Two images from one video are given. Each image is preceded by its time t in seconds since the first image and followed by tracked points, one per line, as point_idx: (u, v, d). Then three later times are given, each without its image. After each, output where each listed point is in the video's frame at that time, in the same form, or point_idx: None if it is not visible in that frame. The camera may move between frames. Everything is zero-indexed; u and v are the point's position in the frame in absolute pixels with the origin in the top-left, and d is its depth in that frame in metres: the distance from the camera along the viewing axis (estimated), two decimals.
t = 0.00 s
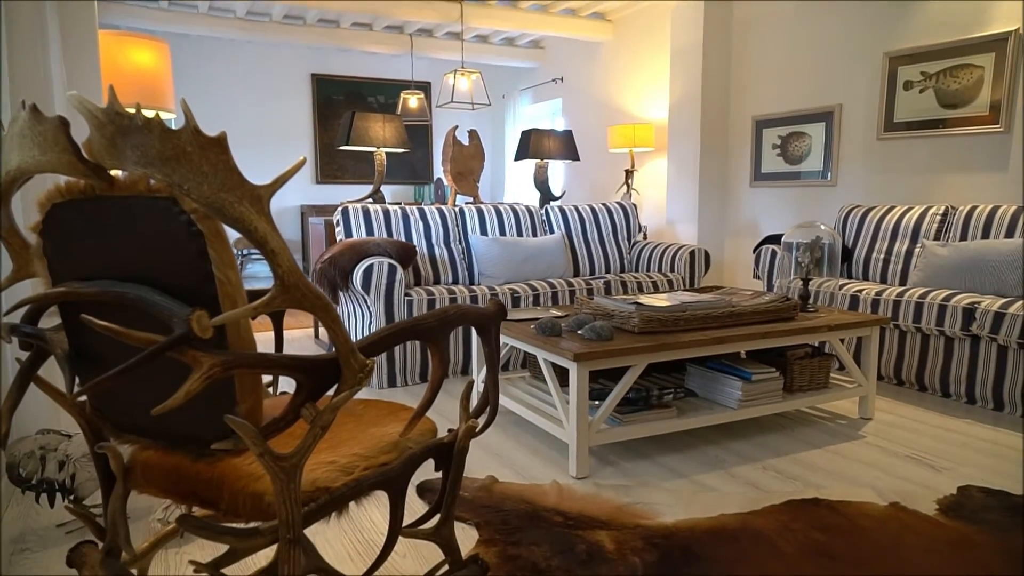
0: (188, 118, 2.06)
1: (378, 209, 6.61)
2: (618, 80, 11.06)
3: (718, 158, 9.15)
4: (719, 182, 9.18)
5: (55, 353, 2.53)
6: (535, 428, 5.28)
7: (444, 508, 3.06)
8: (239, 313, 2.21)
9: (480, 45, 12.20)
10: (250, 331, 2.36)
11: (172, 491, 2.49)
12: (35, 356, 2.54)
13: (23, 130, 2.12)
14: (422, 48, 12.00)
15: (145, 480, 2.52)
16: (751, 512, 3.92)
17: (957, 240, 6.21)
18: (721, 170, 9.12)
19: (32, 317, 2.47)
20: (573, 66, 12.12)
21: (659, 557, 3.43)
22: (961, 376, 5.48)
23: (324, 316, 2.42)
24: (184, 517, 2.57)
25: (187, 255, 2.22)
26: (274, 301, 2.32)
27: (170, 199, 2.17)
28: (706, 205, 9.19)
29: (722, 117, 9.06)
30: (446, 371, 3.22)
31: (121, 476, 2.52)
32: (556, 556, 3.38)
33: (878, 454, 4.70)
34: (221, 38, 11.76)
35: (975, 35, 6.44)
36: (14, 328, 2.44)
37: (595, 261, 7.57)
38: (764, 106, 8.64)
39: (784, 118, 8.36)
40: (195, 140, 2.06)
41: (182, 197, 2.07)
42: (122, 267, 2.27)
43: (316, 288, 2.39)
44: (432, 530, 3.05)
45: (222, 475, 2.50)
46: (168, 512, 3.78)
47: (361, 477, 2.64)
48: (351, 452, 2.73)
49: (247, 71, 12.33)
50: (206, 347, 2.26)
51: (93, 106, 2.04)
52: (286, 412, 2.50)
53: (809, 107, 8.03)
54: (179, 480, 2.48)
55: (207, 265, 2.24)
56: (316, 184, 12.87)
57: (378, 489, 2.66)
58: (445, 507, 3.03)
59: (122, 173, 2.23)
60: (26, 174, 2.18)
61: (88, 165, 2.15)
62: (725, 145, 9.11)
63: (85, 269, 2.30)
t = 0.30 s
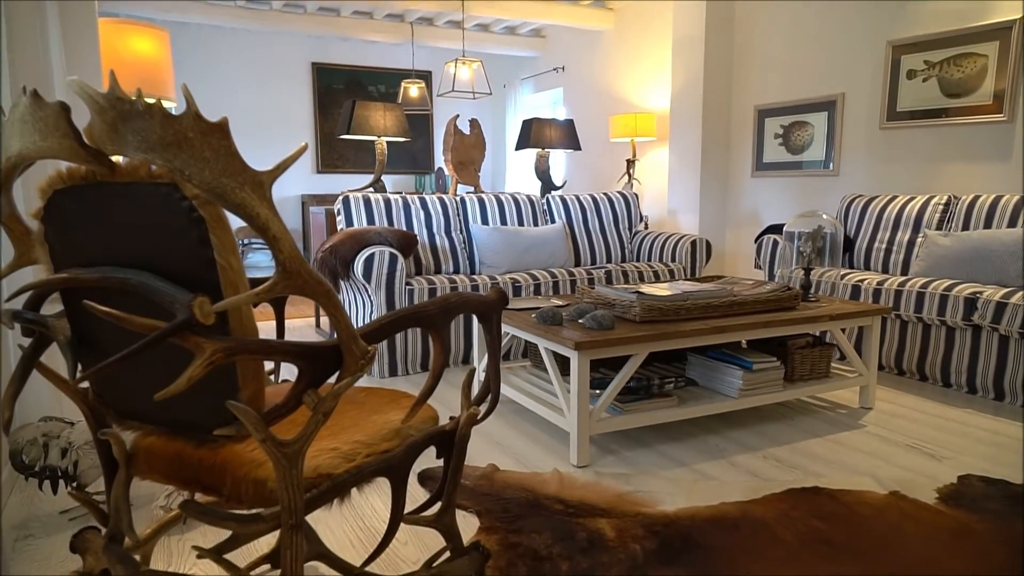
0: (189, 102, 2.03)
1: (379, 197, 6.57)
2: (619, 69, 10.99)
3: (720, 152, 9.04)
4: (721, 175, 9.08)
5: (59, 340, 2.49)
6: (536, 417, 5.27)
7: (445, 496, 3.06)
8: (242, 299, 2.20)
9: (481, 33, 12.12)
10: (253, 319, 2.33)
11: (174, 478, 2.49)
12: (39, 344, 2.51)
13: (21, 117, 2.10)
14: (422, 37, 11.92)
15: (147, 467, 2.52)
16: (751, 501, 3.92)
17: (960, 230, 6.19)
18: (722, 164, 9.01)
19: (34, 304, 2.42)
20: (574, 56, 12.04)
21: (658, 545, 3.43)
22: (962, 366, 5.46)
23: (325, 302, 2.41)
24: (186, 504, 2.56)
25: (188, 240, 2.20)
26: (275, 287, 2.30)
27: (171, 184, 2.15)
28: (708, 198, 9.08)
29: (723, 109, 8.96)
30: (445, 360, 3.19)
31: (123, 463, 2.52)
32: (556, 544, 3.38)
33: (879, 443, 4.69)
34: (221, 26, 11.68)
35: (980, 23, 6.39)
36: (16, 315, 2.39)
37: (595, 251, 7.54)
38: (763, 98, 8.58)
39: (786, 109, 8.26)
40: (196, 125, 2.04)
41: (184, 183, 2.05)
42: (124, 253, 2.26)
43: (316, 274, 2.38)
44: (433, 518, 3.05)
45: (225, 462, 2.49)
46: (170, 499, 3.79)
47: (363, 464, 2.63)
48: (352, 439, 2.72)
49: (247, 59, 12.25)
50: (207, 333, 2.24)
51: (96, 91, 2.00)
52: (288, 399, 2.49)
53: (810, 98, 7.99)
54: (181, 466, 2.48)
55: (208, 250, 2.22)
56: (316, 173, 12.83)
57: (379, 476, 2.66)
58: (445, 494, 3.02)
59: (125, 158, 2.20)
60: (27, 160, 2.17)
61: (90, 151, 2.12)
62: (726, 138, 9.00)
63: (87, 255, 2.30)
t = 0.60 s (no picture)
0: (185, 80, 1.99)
1: (378, 182, 6.52)
2: (619, 53, 10.90)
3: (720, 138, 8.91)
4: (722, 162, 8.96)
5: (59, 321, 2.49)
6: (536, 401, 5.26)
7: (445, 477, 3.05)
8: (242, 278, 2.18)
9: (481, 17, 11.99)
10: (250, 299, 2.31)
11: (175, 459, 2.48)
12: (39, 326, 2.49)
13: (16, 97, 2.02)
14: (422, 21, 11.80)
15: (148, 449, 2.50)
16: (750, 484, 3.92)
17: (960, 215, 6.14)
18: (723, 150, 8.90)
19: (33, 286, 2.41)
20: (574, 40, 11.94)
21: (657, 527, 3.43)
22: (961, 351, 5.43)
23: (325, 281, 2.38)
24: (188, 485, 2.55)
25: (187, 219, 2.17)
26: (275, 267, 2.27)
27: (170, 163, 2.12)
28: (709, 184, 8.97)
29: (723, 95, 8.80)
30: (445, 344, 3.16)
31: (124, 445, 2.49)
32: (554, 526, 3.38)
33: (879, 428, 4.68)
34: (220, 9, 11.55)
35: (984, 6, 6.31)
36: (14, 296, 2.37)
37: (595, 236, 7.50)
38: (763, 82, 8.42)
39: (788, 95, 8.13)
40: (194, 104, 2.00)
41: (183, 162, 2.02)
42: (122, 232, 2.23)
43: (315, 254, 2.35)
44: (434, 499, 3.05)
45: (225, 443, 2.47)
46: (172, 481, 3.80)
47: (363, 446, 2.62)
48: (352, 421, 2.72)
49: (246, 43, 12.13)
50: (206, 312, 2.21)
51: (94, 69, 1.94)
52: (288, 379, 2.47)
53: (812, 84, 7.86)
54: (183, 447, 2.46)
55: (206, 230, 2.20)
56: (316, 158, 12.76)
57: (379, 458, 2.65)
58: (445, 476, 3.02)
59: (124, 138, 2.17)
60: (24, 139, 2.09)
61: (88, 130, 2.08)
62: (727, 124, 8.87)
63: (85, 236, 2.27)
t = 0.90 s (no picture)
0: (186, 60, 1.99)
1: (378, 169, 6.48)
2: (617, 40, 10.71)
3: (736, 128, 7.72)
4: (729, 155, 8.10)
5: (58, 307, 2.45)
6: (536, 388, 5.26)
7: (445, 463, 3.04)
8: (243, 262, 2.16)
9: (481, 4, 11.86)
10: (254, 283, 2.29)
11: (177, 445, 2.47)
12: (37, 313, 2.44)
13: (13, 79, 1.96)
14: (421, 8, 11.67)
15: (149, 433, 2.50)
16: (750, 471, 3.91)
17: (962, 203, 6.11)
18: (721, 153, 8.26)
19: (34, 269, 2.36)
20: (575, 27, 11.81)
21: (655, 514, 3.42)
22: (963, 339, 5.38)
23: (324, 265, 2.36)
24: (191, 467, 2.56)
25: (187, 202, 2.15)
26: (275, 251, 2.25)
27: (169, 147, 2.10)
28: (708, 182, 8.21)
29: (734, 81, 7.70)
30: (443, 331, 3.13)
31: (126, 428, 2.49)
32: (552, 513, 3.37)
33: (879, 416, 4.67)
34: None
35: None
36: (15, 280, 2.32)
37: (596, 224, 7.47)
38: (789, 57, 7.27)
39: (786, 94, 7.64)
40: (193, 87, 1.98)
41: (183, 146, 2.00)
42: (122, 216, 2.21)
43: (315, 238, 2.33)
44: (434, 484, 3.04)
45: (225, 428, 2.46)
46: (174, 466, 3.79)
47: (364, 430, 2.61)
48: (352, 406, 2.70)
49: (244, 29, 12.02)
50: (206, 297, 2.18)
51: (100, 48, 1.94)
52: (288, 363, 2.45)
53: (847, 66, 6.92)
54: (183, 432, 2.45)
55: (206, 213, 2.17)
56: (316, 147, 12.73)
57: (380, 443, 2.65)
58: (445, 462, 3.01)
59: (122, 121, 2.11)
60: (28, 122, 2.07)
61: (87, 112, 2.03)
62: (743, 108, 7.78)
63: (85, 220, 2.24)
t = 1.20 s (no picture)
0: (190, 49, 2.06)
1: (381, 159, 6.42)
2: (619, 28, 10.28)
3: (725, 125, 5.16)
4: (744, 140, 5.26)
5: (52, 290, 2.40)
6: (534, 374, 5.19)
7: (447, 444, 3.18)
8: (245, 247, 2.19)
9: None
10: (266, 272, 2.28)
11: (184, 425, 2.49)
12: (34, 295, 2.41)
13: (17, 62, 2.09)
14: None
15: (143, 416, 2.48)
16: (750, 458, 3.93)
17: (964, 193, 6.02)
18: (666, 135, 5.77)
19: (33, 251, 2.30)
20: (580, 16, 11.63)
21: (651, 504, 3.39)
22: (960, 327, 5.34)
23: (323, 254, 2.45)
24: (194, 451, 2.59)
25: (182, 184, 2.10)
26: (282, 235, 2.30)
27: (168, 128, 2.06)
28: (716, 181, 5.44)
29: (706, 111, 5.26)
30: (463, 314, 3.24)
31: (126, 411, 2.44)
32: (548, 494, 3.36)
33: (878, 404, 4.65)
34: None
35: None
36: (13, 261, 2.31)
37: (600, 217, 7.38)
38: None
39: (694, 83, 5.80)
40: (191, 69, 2.03)
41: (181, 128, 2.05)
42: (119, 195, 2.14)
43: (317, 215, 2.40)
44: (433, 470, 3.17)
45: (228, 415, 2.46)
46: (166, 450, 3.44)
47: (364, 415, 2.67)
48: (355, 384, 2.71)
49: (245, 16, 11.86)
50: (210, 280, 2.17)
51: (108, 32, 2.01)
52: (287, 347, 2.39)
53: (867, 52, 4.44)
54: (188, 414, 2.46)
55: (204, 195, 2.12)
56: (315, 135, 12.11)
57: (379, 428, 2.78)
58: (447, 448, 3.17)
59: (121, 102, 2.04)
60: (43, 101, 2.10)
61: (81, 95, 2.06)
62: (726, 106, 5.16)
63: (82, 198, 2.14)
